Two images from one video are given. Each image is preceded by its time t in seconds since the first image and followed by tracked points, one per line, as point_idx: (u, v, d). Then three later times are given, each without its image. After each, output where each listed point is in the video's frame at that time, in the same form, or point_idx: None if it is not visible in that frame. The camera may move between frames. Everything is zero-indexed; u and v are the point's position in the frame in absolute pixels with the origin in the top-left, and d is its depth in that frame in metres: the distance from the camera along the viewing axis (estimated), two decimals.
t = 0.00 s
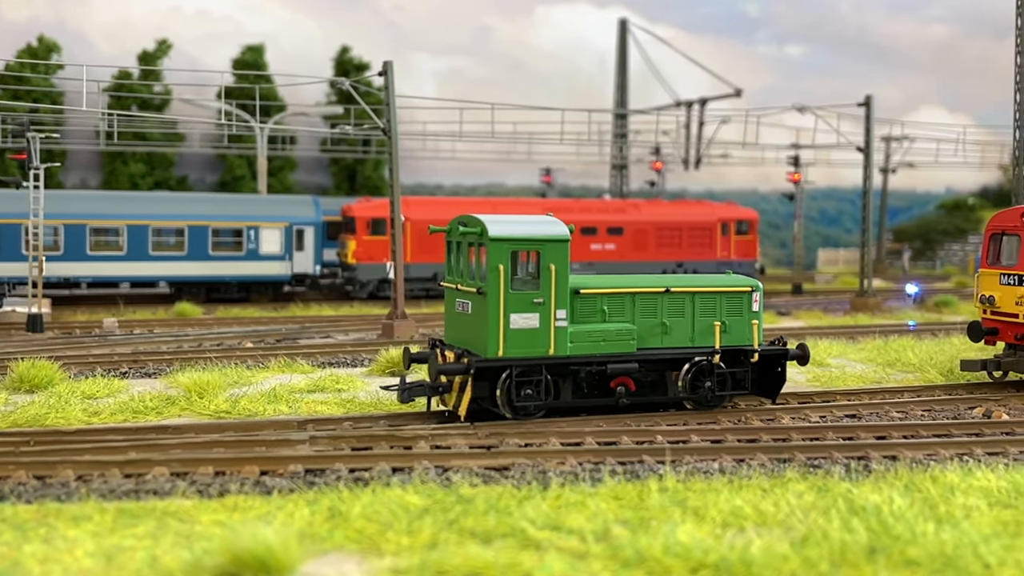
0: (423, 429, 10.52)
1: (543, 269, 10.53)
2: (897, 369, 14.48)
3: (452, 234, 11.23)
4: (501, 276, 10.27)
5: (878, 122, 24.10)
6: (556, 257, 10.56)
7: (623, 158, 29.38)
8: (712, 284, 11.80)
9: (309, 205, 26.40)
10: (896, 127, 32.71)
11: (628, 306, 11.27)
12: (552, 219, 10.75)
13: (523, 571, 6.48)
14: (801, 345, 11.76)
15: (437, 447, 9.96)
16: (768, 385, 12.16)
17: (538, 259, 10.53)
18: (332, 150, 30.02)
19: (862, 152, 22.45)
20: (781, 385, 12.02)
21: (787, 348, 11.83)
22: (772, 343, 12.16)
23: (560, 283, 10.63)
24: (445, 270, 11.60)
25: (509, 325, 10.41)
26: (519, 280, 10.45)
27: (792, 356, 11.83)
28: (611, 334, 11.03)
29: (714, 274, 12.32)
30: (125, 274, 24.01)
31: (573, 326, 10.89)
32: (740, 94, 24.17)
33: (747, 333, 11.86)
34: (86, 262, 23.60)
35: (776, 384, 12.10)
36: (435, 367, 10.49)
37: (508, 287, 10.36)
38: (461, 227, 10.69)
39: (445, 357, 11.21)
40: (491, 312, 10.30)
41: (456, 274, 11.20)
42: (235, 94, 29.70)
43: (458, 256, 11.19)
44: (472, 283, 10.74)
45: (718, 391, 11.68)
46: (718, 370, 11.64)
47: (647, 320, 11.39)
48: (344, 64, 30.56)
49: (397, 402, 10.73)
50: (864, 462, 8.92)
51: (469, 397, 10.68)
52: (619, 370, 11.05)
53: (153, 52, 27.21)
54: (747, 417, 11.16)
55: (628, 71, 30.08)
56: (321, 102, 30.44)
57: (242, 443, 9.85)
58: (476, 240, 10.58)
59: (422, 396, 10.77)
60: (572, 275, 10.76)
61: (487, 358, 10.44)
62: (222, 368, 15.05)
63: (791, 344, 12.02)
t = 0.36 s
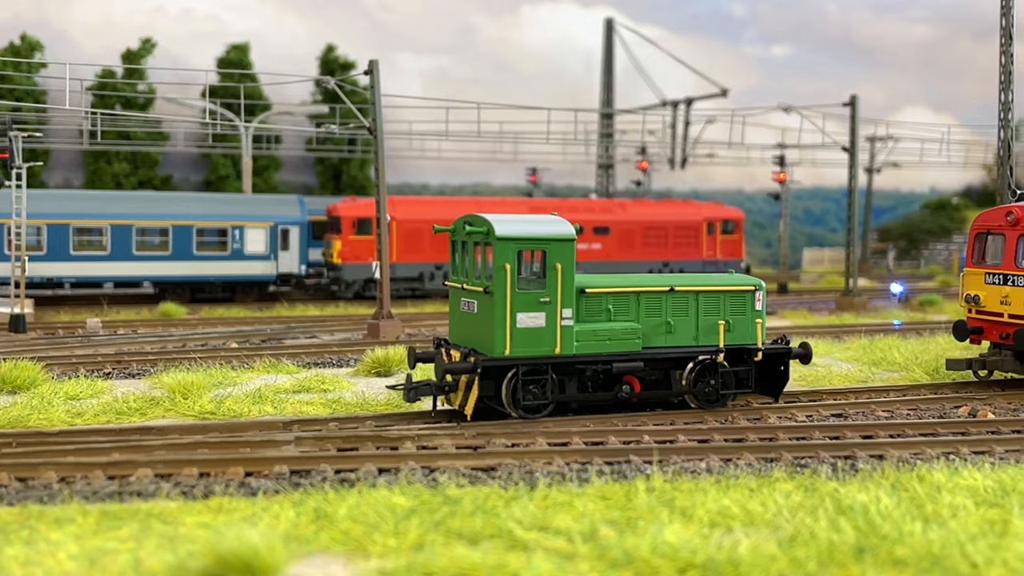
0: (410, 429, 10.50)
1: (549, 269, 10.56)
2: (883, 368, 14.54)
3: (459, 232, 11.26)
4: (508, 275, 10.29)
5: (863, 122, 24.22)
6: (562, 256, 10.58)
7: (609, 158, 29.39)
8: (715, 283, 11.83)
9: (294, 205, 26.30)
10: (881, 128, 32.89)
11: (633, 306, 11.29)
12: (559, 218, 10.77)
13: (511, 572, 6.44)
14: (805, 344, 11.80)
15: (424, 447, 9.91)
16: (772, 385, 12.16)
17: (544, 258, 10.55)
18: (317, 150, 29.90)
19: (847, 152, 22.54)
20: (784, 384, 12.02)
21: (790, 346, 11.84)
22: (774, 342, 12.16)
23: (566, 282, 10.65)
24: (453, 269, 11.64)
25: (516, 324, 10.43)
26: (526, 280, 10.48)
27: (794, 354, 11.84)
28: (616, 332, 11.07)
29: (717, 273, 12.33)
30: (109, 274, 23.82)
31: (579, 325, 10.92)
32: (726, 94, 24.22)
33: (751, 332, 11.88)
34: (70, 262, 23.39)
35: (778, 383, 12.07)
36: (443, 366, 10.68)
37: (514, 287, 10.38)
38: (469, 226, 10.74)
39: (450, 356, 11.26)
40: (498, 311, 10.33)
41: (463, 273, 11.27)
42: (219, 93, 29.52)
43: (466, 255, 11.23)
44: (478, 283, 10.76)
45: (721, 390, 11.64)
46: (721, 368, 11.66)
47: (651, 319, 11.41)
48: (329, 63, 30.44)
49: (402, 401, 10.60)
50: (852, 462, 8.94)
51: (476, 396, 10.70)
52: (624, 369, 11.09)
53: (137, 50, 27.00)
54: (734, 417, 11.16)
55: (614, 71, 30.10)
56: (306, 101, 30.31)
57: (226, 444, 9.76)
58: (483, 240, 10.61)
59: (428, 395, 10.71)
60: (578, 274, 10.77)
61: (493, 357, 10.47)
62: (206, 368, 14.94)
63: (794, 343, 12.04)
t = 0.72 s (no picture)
0: (396, 429, 10.54)
1: (553, 269, 10.60)
2: (869, 367, 14.60)
3: (462, 232, 11.27)
4: (512, 275, 10.33)
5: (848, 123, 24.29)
6: (566, 256, 10.63)
7: (596, 158, 29.39)
8: (716, 282, 11.89)
9: (279, 205, 26.17)
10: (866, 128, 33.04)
11: (635, 306, 11.33)
12: (562, 218, 10.82)
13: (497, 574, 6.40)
14: (805, 343, 11.87)
15: (410, 448, 9.85)
16: (773, 384, 12.23)
17: (547, 259, 10.60)
18: (303, 149, 29.76)
19: (833, 152, 22.60)
20: (784, 383, 12.08)
21: (790, 345, 11.91)
22: (775, 342, 12.23)
23: (570, 282, 10.69)
24: (456, 268, 11.65)
25: (520, 324, 10.48)
26: (530, 279, 10.52)
27: (794, 353, 11.91)
28: (620, 332, 11.11)
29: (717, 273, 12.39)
30: (92, 274, 23.62)
31: (582, 325, 10.97)
32: (712, 94, 24.24)
33: (752, 331, 11.96)
34: (53, 262, 23.17)
35: (779, 382, 12.13)
36: (447, 366, 10.53)
37: (518, 287, 10.41)
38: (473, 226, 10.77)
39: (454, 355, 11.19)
40: (502, 311, 10.37)
41: (466, 272, 11.31)
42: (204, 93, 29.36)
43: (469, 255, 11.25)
44: (482, 283, 10.79)
45: (722, 388, 11.73)
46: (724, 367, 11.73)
47: (654, 319, 11.46)
48: (315, 62, 30.31)
49: (407, 401, 10.69)
50: (839, 461, 8.95)
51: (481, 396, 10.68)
52: (628, 368, 11.15)
53: (122, 50, 26.83)
54: (721, 417, 11.15)
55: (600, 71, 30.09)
56: (292, 100, 30.17)
57: (211, 446, 9.68)
58: (487, 239, 10.64)
59: (432, 395, 10.73)
60: (582, 274, 10.82)
61: (498, 357, 10.50)
62: (191, 369, 14.83)
63: (794, 341, 12.10)
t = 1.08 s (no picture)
0: (382, 429, 10.58)
1: (559, 268, 10.68)
2: (855, 367, 14.65)
3: (466, 232, 11.30)
4: (519, 274, 10.39)
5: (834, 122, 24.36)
6: (572, 255, 10.72)
7: (583, 157, 29.38)
8: (720, 282, 11.93)
9: (265, 204, 26.01)
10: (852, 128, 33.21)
11: (640, 305, 11.37)
12: (567, 218, 10.91)
13: None
14: (807, 342, 11.97)
15: (396, 448, 9.80)
16: (775, 383, 12.32)
17: (553, 258, 10.68)
18: (289, 149, 29.62)
19: (819, 152, 22.66)
20: (787, 382, 12.17)
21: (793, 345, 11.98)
22: (778, 341, 12.31)
23: (576, 282, 10.78)
24: (460, 268, 11.68)
25: (527, 323, 10.52)
26: (536, 279, 10.58)
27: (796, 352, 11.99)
28: (625, 331, 11.17)
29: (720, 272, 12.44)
30: (76, 274, 23.40)
31: (588, 324, 11.02)
32: (699, 93, 24.28)
33: (756, 330, 12.02)
34: (36, 262, 22.94)
35: (782, 381, 12.22)
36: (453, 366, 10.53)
37: (525, 286, 10.47)
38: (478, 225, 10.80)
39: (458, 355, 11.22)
40: (509, 310, 10.41)
41: (470, 272, 11.32)
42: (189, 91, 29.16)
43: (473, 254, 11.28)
44: (488, 282, 10.82)
45: (726, 387, 11.85)
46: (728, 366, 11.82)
47: (658, 318, 11.51)
48: (301, 61, 30.18)
49: (413, 399, 10.83)
50: (826, 461, 8.96)
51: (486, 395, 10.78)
52: (633, 367, 11.23)
53: (106, 49, 26.61)
54: (708, 417, 11.14)
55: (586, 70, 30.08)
56: (277, 99, 30.02)
57: (196, 447, 9.60)
58: (493, 239, 10.68)
59: (438, 394, 10.82)
60: (587, 273, 10.92)
61: (505, 356, 10.53)
62: (175, 369, 14.69)
63: (796, 341, 12.23)
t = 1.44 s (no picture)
0: (369, 430, 10.51)
1: (565, 267, 10.70)
2: (840, 366, 14.70)
3: (472, 231, 11.31)
4: (525, 273, 10.41)
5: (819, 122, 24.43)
6: (578, 255, 10.73)
7: (569, 156, 29.38)
8: (724, 281, 11.94)
9: (250, 204, 25.85)
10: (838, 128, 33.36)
11: (645, 304, 11.40)
12: (574, 218, 10.92)
13: None
14: (810, 340, 11.99)
15: (383, 449, 9.74)
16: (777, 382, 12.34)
17: (560, 257, 10.69)
18: (275, 148, 29.48)
19: (804, 151, 22.72)
20: (790, 381, 12.21)
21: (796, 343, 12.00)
22: (782, 339, 12.35)
23: (582, 281, 10.79)
24: (466, 268, 11.70)
25: (533, 322, 10.53)
26: (543, 278, 10.60)
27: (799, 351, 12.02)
28: (630, 330, 11.19)
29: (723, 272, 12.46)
30: (59, 275, 23.19)
31: (593, 323, 11.04)
32: (685, 93, 24.31)
33: (760, 329, 12.06)
34: (18, 262, 22.71)
35: (785, 380, 12.22)
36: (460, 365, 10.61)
37: (532, 285, 10.48)
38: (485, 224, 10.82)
39: (464, 353, 11.29)
40: (515, 309, 10.42)
41: (477, 271, 11.35)
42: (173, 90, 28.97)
43: (480, 253, 11.29)
44: (494, 281, 10.84)
45: (731, 385, 11.91)
46: (732, 365, 11.86)
47: (663, 317, 11.53)
48: (286, 60, 30.05)
49: (419, 399, 10.82)
50: (813, 460, 8.97)
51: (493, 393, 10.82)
52: (638, 366, 11.30)
53: (89, 47, 26.40)
54: (695, 416, 11.13)
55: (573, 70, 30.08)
56: (262, 98, 29.87)
57: (180, 448, 9.50)
58: (500, 238, 10.69)
59: (445, 392, 10.89)
60: (594, 272, 10.92)
61: (511, 355, 10.53)
62: (160, 370, 14.57)
63: (799, 340, 12.24)
